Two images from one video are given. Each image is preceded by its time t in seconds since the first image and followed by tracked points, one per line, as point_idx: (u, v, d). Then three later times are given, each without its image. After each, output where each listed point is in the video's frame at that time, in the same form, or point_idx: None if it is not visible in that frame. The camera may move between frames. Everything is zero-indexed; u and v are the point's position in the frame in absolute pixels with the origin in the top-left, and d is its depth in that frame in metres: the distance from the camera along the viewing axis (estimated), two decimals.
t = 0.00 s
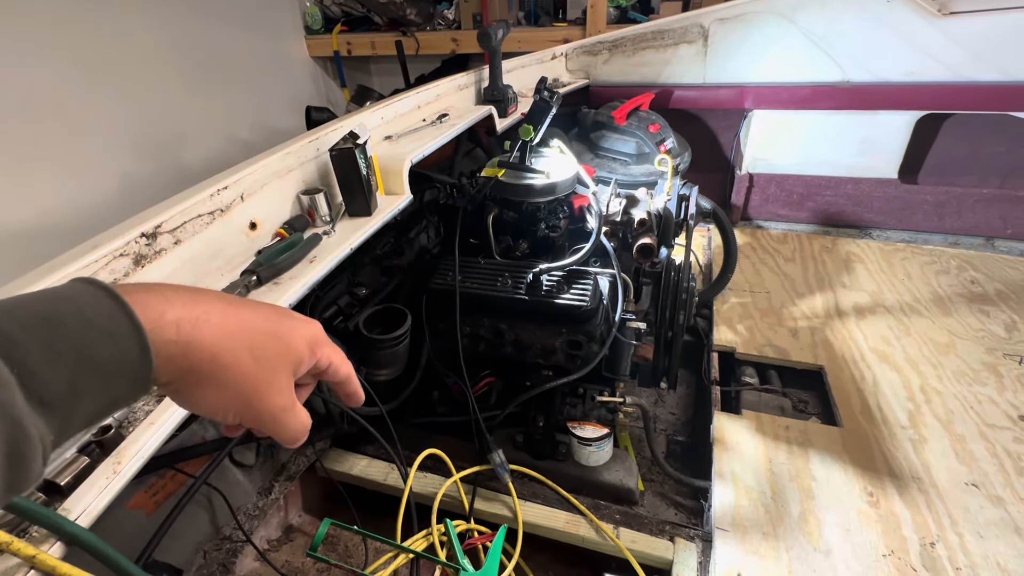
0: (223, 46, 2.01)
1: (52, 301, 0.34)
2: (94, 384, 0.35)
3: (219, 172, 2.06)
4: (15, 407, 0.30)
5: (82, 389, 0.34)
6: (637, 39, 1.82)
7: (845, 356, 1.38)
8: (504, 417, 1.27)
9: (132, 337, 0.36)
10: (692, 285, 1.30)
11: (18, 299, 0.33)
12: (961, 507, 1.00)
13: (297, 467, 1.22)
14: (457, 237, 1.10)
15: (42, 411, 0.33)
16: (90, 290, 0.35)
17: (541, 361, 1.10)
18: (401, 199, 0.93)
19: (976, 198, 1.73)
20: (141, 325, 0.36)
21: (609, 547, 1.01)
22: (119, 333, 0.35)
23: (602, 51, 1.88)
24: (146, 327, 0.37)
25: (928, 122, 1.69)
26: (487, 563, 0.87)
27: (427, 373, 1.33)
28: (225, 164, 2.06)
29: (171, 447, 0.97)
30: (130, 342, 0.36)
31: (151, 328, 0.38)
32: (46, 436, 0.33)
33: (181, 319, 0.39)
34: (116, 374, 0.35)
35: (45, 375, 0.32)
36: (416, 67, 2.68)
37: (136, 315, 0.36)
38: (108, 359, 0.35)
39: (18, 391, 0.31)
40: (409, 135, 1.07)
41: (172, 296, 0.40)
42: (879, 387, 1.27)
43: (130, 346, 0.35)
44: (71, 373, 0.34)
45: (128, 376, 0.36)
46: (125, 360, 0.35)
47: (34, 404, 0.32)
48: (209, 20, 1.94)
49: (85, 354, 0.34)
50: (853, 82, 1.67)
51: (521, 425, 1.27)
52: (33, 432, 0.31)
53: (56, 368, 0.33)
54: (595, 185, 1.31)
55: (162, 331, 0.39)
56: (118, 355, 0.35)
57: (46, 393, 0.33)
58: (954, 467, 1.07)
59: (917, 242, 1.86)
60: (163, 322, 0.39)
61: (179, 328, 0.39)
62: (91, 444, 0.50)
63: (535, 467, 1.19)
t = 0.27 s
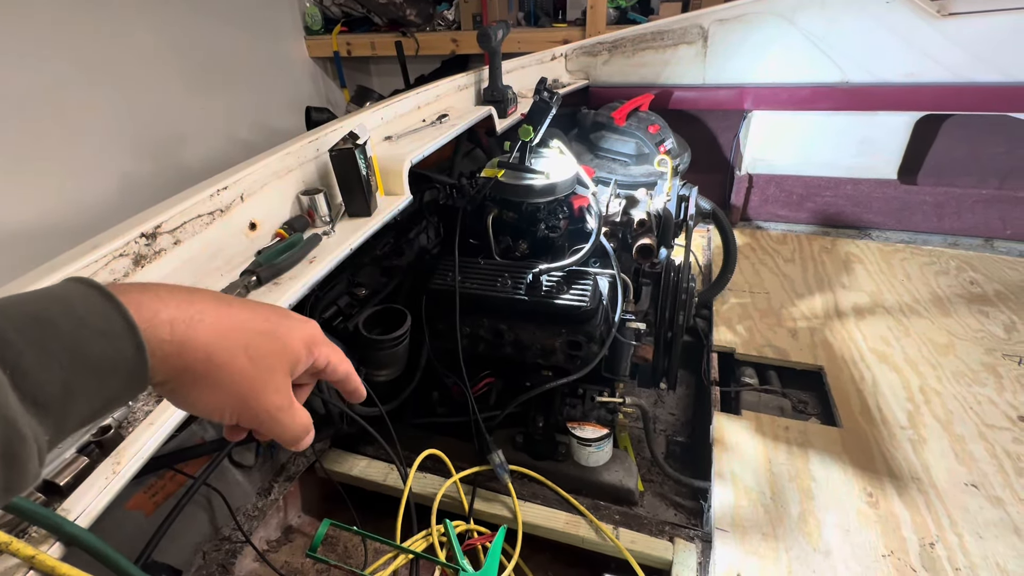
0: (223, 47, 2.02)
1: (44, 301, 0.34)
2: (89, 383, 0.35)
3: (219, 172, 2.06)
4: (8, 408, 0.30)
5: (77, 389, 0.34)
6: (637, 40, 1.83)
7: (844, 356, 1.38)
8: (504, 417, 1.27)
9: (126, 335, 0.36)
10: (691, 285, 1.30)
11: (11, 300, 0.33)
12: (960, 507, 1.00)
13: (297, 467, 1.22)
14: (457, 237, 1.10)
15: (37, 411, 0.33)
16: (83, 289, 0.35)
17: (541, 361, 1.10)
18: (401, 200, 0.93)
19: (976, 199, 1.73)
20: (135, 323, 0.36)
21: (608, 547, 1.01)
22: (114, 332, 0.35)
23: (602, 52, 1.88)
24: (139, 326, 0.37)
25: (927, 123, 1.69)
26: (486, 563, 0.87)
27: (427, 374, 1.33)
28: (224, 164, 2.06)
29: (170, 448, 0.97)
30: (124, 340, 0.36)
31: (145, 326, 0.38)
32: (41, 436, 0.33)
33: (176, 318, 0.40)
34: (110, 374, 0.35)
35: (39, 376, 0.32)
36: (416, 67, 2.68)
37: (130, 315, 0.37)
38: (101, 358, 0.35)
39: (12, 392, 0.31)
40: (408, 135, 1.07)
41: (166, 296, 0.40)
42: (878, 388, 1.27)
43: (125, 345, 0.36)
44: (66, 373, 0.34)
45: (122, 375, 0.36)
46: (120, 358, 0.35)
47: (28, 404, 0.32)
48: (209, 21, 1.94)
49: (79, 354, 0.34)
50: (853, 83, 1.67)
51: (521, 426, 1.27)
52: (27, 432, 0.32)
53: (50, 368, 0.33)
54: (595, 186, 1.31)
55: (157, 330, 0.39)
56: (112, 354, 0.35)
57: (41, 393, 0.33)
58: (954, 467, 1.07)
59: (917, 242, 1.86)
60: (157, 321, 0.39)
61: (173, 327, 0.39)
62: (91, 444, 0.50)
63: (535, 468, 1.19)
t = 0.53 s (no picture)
0: (223, 45, 2.01)
1: (43, 301, 0.33)
2: (89, 383, 0.35)
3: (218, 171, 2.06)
4: (8, 409, 0.30)
5: (76, 389, 0.34)
6: (637, 38, 1.82)
7: (844, 355, 1.38)
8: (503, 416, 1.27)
9: (125, 335, 0.36)
10: (691, 284, 1.30)
11: (9, 299, 0.33)
12: (959, 506, 1.00)
13: (296, 466, 1.21)
14: (456, 236, 1.09)
15: (36, 411, 0.33)
16: (82, 289, 0.35)
17: (540, 360, 1.10)
18: (400, 198, 0.93)
19: (975, 198, 1.73)
20: (134, 323, 0.36)
21: (608, 546, 1.01)
22: (112, 332, 0.35)
23: (601, 50, 1.88)
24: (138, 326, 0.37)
25: (927, 122, 1.69)
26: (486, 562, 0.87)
27: (426, 372, 1.33)
28: (223, 163, 2.06)
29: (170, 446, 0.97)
30: (124, 340, 0.36)
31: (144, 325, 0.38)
32: (40, 436, 0.33)
33: (174, 318, 0.40)
34: (109, 374, 0.35)
35: (38, 377, 0.32)
36: (415, 66, 2.68)
37: (129, 314, 0.36)
38: (101, 359, 0.35)
39: (10, 392, 0.32)
40: (408, 134, 1.07)
41: (165, 296, 0.40)
42: (877, 386, 1.28)
43: (124, 345, 0.35)
44: (65, 373, 0.34)
45: (121, 375, 0.36)
46: (119, 359, 0.35)
47: (27, 404, 0.32)
48: (208, 19, 1.94)
49: (78, 354, 0.34)
50: (853, 82, 1.67)
51: (520, 425, 1.27)
52: (27, 432, 0.32)
53: (48, 369, 0.33)
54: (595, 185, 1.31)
55: (156, 329, 0.39)
56: (111, 354, 0.35)
57: (40, 393, 0.33)
58: (953, 466, 1.07)
59: (916, 241, 1.86)
60: (155, 321, 0.39)
61: (171, 326, 0.40)
62: (90, 444, 0.50)
63: (535, 467, 1.19)
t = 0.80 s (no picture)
0: (223, 46, 2.01)
1: (28, 293, 0.33)
2: (77, 375, 0.35)
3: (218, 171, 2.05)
4: None
5: (64, 381, 0.35)
6: (636, 39, 1.83)
7: (844, 356, 1.38)
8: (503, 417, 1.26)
9: (110, 326, 0.35)
10: (691, 284, 1.30)
11: None
12: (959, 506, 1.00)
13: (296, 467, 1.22)
14: (456, 236, 1.09)
15: (25, 403, 0.33)
16: (67, 281, 0.35)
17: (540, 361, 1.11)
18: (400, 199, 0.93)
19: (975, 198, 1.73)
20: (119, 314, 0.36)
21: (608, 546, 1.01)
22: (97, 323, 0.35)
23: (601, 51, 1.88)
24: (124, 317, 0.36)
25: (926, 122, 1.70)
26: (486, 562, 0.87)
27: (426, 373, 1.33)
28: (223, 163, 2.06)
29: (169, 447, 0.97)
30: (110, 331, 0.35)
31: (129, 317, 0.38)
32: (30, 428, 0.33)
33: (160, 307, 0.39)
34: (97, 366, 0.35)
35: (23, 369, 0.33)
36: (415, 66, 2.68)
37: (114, 305, 0.36)
38: (87, 351, 0.35)
39: None
40: (408, 134, 1.07)
41: (149, 286, 0.40)
42: (877, 387, 1.28)
43: (110, 336, 0.35)
44: (52, 365, 0.34)
45: (109, 367, 0.36)
46: (105, 350, 0.35)
47: (15, 397, 0.33)
48: (208, 20, 1.94)
49: (64, 346, 0.34)
50: (852, 82, 1.67)
51: (520, 425, 1.27)
52: (15, 425, 0.32)
53: (35, 361, 0.33)
54: (595, 185, 1.31)
55: (142, 320, 0.39)
56: (97, 346, 0.35)
57: (28, 385, 0.33)
58: (953, 466, 1.07)
59: (915, 242, 1.86)
60: (142, 312, 0.39)
61: (156, 316, 0.39)
62: (90, 444, 0.50)
63: (535, 467, 1.19)
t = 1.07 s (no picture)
0: (221, 39, 2.00)
1: None
2: (25, 343, 0.36)
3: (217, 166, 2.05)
4: None
5: (14, 349, 0.36)
6: (637, 32, 1.81)
7: (844, 350, 1.38)
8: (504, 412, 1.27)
9: (47, 291, 0.36)
10: (691, 279, 1.30)
11: None
12: (957, 500, 1.00)
13: (297, 461, 1.23)
14: (456, 231, 1.09)
15: None
16: None
17: (540, 356, 1.11)
18: (400, 194, 0.92)
19: (976, 193, 1.73)
20: (58, 283, 0.36)
21: (606, 540, 1.02)
22: (33, 291, 0.35)
23: (602, 44, 1.87)
24: (65, 285, 0.36)
25: (928, 117, 1.69)
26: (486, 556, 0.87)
27: (426, 368, 1.33)
28: (222, 158, 2.06)
29: (170, 442, 0.97)
30: (48, 297, 0.36)
31: (68, 284, 0.37)
32: None
33: (100, 269, 0.38)
34: (45, 334, 0.36)
35: None
36: (415, 60, 2.66)
37: (52, 273, 0.36)
38: (30, 321, 0.35)
39: None
40: (407, 129, 1.06)
41: (87, 257, 0.39)
42: (876, 381, 1.28)
43: (49, 302, 0.36)
44: None
45: (57, 333, 0.37)
46: (48, 316, 0.36)
47: None
48: (206, 13, 1.92)
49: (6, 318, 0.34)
50: (855, 76, 1.66)
51: (520, 420, 1.27)
52: None
53: None
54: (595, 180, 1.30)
55: (85, 284, 0.37)
56: (41, 316, 0.35)
57: None
58: (952, 461, 1.07)
59: (916, 236, 1.85)
60: (84, 280, 0.37)
61: (101, 281, 0.38)
62: (90, 439, 0.51)
63: (535, 461, 1.19)
